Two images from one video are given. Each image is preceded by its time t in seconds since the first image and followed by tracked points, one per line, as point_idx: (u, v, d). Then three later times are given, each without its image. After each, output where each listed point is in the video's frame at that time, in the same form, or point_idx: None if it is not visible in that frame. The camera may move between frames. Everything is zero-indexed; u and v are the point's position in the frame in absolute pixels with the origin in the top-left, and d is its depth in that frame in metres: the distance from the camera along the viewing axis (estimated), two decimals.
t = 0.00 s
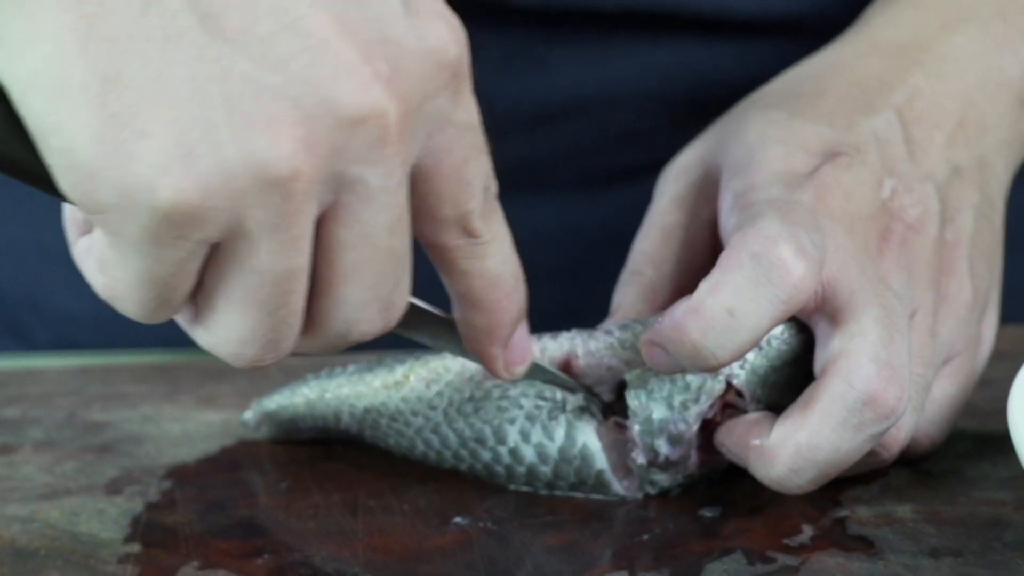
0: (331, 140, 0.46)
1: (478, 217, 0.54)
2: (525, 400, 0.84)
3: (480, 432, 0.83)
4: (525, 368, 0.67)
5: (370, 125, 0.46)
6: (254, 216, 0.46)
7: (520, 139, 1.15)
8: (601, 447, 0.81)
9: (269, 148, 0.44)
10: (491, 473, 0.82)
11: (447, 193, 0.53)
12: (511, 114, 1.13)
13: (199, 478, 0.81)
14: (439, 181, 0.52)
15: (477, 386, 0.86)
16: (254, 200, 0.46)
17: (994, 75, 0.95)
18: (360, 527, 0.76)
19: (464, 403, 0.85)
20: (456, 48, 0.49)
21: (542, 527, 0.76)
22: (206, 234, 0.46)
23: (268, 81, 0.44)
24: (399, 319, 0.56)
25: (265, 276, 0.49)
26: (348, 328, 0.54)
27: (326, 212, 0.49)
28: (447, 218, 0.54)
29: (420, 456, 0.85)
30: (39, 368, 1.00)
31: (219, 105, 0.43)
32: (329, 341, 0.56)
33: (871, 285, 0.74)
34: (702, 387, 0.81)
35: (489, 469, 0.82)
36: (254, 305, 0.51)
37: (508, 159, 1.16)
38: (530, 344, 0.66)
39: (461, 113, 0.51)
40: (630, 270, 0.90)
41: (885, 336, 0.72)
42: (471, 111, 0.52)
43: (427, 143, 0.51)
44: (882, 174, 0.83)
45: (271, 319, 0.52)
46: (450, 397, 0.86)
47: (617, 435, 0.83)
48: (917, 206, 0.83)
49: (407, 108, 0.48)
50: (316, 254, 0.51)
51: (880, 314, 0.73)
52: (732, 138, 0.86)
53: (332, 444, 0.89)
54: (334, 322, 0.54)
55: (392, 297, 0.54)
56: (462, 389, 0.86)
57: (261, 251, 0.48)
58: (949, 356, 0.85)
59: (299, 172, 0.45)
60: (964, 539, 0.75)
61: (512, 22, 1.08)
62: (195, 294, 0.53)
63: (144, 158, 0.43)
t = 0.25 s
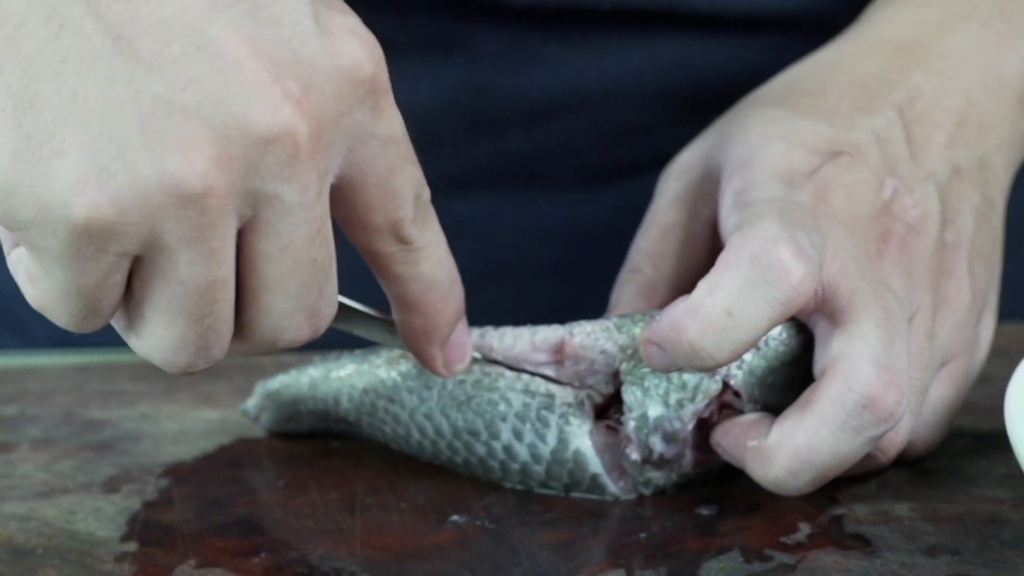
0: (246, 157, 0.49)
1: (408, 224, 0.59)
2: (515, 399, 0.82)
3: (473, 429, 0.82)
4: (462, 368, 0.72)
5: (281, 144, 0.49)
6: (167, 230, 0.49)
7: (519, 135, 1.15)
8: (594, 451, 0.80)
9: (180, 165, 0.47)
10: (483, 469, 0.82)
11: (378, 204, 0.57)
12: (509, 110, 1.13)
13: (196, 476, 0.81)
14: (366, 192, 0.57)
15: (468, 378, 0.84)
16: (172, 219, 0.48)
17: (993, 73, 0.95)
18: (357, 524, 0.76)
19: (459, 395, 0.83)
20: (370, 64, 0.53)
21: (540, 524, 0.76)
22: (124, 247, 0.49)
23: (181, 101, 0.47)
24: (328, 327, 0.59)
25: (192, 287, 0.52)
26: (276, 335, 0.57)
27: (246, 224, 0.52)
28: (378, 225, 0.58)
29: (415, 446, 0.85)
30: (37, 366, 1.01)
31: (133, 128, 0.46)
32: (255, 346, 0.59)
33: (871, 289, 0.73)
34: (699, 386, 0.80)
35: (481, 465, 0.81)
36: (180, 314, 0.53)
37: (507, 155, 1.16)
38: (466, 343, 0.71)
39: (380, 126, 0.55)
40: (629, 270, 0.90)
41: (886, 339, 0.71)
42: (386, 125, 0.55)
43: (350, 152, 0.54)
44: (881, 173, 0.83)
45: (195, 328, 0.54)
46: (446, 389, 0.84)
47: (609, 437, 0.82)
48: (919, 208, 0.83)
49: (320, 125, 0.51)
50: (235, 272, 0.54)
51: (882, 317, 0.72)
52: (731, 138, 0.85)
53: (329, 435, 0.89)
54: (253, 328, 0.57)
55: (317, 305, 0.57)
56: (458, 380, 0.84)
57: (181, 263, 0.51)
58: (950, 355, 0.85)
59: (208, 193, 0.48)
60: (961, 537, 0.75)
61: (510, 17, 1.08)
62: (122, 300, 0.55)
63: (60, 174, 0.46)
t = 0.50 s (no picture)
0: (123, 78, 0.50)
1: (320, 173, 0.59)
2: (505, 395, 0.82)
3: (466, 426, 0.82)
4: (397, 337, 0.70)
5: (158, 68, 0.51)
6: (48, 146, 0.50)
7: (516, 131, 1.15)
8: (588, 442, 0.80)
9: (55, 78, 0.48)
10: (481, 466, 0.82)
11: (288, 154, 0.57)
12: (506, 106, 1.13)
13: (195, 470, 0.81)
14: (277, 142, 0.57)
15: (456, 378, 0.83)
16: (50, 132, 0.49)
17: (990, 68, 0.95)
18: (356, 518, 0.76)
19: (446, 394, 0.83)
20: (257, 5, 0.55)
21: (537, 518, 0.76)
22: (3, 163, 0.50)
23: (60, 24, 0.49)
24: (232, 277, 0.59)
25: (76, 214, 0.52)
26: (172, 282, 0.57)
27: (132, 155, 0.52)
28: (291, 178, 0.58)
29: (412, 449, 0.84)
30: (36, 360, 1.01)
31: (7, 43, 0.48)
32: (160, 295, 0.58)
33: (849, 226, 0.72)
34: (674, 369, 0.78)
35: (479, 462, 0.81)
36: (69, 246, 0.53)
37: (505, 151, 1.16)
38: (398, 316, 0.70)
39: (278, 73, 0.56)
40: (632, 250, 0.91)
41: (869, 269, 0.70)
42: (285, 72, 0.56)
43: (247, 98, 0.56)
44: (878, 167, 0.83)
45: (82, 262, 0.53)
46: (433, 388, 0.83)
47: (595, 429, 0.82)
48: (907, 145, 0.82)
49: (196, 49, 0.52)
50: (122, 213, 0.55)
51: (859, 245, 0.71)
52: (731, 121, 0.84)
53: (322, 435, 0.89)
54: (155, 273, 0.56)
55: (214, 248, 0.56)
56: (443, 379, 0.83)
57: (62, 184, 0.51)
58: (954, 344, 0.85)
59: (84, 106, 0.49)
60: (958, 531, 0.75)
61: (508, 13, 1.09)
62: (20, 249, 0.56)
63: None
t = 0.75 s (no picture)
0: (99, 29, 0.51)
1: (309, 141, 0.58)
2: (507, 372, 0.82)
3: (467, 409, 0.82)
4: (397, 310, 0.67)
5: (131, 20, 0.51)
6: (22, 92, 0.51)
7: (516, 128, 1.15)
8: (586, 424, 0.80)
9: (30, 27, 0.50)
10: (480, 450, 0.82)
11: (276, 118, 0.57)
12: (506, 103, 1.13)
13: (197, 465, 0.81)
14: (265, 104, 0.56)
15: (461, 363, 0.83)
16: (25, 78, 0.51)
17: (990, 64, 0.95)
18: (357, 513, 0.76)
19: (450, 374, 0.83)
20: None
21: (538, 514, 0.76)
22: None
23: None
24: (207, 236, 0.56)
25: (46, 156, 0.52)
26: (145, 235, 0.55)
27: (105, 105, 0.53)
28: (279, 142, 0.57)
29: (414, 433, 0.84)
30: (38, 355, 1.01)
31: None
32: (137, 254, 0.57)
33: (726, 147, 0.68)
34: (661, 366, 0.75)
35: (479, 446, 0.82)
36: (39, 189, 0.53)
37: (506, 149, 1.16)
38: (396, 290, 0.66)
39: (263, 37, 0.56)
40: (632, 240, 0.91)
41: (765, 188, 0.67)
42: (271, 37, 0.56)
43: (232, 60, 0.55)
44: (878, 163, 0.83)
45: (51, 208, 0.53)
46: (438, 368, 0.84)
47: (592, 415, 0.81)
48: (817, 75, 0.74)
49: (170, 6, 0.52)
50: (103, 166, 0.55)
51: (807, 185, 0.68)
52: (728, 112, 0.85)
53: (328, 424, 0.89)
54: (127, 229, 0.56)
55: (187, 202, 0.55)
56: (449, 358, 0.84)
57: (36, 129, 0.51)
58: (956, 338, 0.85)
59: (57, 53, 0.50)
60: (959, 526, 0.75)
61: (507, 12, 1.10)
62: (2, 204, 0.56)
63: None
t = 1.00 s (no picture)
0: (13, 67, 0.52)
1: (246, 160, 0.58)
2: (506, 379, 0.82)
3: (466, 415, 0.82)
4: (360, 320, 0.66)
5: (40, 58, 0.52)
6: None
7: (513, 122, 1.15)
8: (586, 423, 0.80)
9: None
10: (481, 452, 0.82)
11: (207, 143, 0.57)
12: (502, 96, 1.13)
13: (195, 462, 0.81)
14: (195, 130, 0.57)
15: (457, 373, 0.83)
16: None
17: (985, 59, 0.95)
18: (355, 510, 0.76)
19: (447, 383, 0.83)
20: None
21: (536, 511, 0.77)
22: None
23: None
24: (148, 261, 0.58)
25: None
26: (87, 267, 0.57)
27: (32, 143, 0.54)
28: (215, 165, 0.58)
29: (412, 439, 0.84)
30: (36, 352, 1.01)
31: None
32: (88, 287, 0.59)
33: (734, 171, 0.69)
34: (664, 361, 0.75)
35: (479, 449, 0.82)
36: None
37: (503, 142, 1.16)
38: (356, 299, 0.65)
39: (187, 63, 0.56)
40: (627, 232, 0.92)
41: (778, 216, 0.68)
42: (196, 62, 0.56)
43: (157, 88, 0.55)
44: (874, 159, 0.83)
45: None
46: (434, 376, 0.83)
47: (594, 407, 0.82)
48: (806, 113, 0.75)
49: (80, 41, 0.52)
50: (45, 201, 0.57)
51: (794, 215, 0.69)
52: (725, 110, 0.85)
53: (322, 428, 0.88)
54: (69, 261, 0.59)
55: (119, 233, 0.56)
56: (446, 370, 0.83)
57: None
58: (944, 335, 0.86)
59: None
60: (956, 523, 0.76)
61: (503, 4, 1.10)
62: None
63: None
